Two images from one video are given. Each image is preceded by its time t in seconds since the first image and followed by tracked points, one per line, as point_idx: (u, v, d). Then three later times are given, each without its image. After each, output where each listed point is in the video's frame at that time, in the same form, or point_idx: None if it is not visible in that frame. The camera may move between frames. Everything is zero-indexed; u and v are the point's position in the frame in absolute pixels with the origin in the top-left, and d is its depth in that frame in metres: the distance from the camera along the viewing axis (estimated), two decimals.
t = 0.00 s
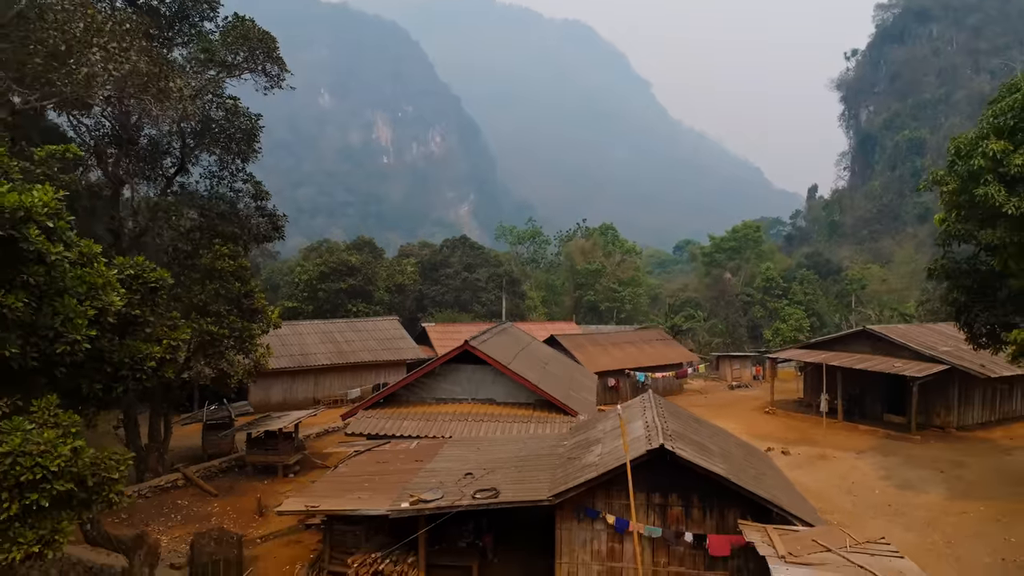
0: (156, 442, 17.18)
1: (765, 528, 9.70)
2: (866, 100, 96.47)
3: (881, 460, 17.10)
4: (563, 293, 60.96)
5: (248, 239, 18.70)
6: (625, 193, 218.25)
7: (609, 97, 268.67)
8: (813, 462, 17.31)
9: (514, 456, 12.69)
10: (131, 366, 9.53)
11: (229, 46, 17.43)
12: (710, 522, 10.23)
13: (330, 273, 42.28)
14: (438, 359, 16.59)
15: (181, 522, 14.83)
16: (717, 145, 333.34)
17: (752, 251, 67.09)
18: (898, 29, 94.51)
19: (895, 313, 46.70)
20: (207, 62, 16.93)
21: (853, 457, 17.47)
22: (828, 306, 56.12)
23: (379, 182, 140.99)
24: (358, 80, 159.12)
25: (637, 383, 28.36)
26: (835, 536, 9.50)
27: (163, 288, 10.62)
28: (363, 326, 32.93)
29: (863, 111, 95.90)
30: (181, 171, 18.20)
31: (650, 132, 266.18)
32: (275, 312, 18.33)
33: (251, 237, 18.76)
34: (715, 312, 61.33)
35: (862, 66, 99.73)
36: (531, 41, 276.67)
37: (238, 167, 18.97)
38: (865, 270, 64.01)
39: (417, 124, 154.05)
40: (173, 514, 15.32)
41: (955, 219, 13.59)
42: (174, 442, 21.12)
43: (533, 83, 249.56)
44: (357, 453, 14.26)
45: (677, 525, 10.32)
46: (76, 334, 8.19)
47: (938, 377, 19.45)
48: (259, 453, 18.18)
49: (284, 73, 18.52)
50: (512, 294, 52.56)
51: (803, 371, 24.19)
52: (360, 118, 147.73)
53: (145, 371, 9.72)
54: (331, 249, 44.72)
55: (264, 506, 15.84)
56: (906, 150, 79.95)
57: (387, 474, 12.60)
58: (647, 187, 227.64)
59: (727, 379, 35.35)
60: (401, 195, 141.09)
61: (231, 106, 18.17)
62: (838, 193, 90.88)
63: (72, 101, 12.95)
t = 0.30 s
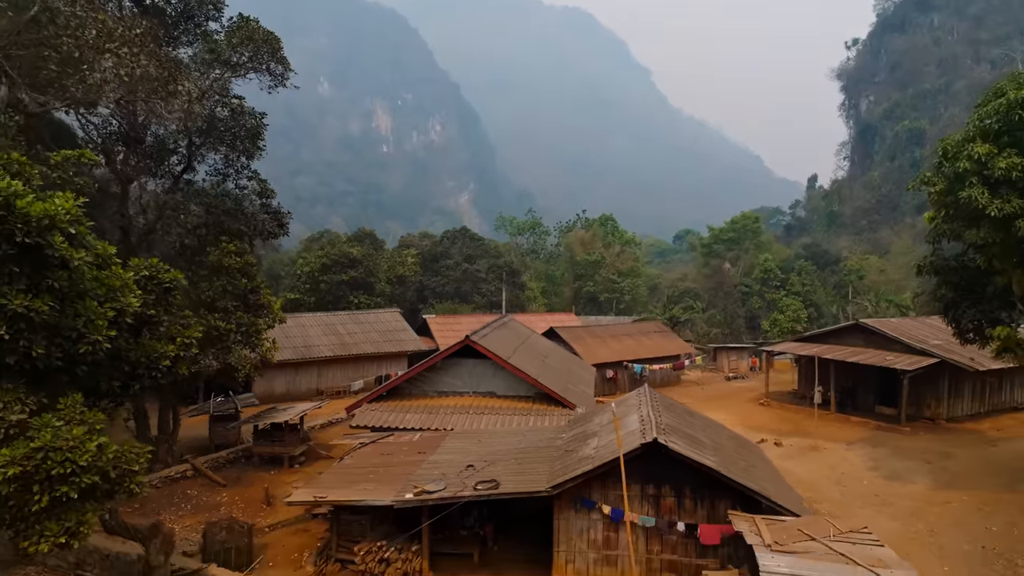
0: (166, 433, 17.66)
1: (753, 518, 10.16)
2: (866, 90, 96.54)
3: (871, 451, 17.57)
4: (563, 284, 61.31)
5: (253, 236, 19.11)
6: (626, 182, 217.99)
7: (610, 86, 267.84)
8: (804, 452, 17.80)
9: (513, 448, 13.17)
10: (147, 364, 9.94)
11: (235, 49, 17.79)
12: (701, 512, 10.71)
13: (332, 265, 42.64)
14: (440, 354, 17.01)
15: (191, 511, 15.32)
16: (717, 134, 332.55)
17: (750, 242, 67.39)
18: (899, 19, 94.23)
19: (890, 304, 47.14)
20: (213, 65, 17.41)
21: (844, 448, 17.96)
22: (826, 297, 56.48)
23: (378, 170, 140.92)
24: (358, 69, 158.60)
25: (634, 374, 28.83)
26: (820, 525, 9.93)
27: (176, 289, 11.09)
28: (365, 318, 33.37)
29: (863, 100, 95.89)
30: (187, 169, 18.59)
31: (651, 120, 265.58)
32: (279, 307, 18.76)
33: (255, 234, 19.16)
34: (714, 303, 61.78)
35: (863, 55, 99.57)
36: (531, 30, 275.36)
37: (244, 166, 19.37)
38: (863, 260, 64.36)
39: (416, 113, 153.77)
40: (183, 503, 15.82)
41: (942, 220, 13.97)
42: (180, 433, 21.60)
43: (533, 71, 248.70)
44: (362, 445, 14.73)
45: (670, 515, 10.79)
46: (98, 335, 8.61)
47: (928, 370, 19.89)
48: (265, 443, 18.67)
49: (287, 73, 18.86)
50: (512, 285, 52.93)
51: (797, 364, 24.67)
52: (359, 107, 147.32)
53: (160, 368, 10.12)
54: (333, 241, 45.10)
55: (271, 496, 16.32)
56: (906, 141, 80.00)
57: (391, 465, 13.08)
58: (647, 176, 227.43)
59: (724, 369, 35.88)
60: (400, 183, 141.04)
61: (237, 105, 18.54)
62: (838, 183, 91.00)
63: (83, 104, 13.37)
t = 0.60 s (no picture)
0: (174, 425, 18.11)
1: (742, 508, 10.61)
2: (866, 79, 96.56)
3: (861, 442, 18.04)
4: (563, 275, 61.65)
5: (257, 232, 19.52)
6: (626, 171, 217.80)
7: (610, 75, 266.98)
8: (797, 444, 18.26)
9: (512, 439, 13.62)
10: (161, 361, 10.34)
11: (240, 49, 18.11)
12: (693, 502, 11.16)
13: (334, 256, 42.99)
14: (441, 347, 17.42)
15: (200, 500, 15.80)
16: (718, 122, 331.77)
17: (748, 233, 67.66)
18: (900, 8, 93.98)
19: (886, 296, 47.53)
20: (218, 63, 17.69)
21: (835, 439, 18.43)
22: (823, 288, 56.87)
23: (378, 159, 140.81)
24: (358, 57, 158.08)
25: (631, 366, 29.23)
26: (806, 515, 10.38)
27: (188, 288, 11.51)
28: (366, 310, 33.77)
29: (864, 90, 95.89)
30: (194, 166, 18.97)
31: (651, 109, 264.90)
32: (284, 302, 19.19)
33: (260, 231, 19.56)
34: (712, 293, 62.20)
35: (863, 44, 99.43)
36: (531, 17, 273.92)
37: (249, 163, 19.73)
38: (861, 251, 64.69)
39: (417, 101, 153.49)
40: (192, 493, 16.31)
41: (929, 219, 14.41)
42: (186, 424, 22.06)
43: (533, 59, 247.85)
44: (366, 437, 15.19)
45: (663, 505, 11.25)
46: (116, 335, 9.02)
47: (919, 363, 20.33)
48: (271, 434, 19.13)
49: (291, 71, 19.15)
50: (512, 276, 53.27)
51: (792, 356, 25.11)
52: (359, 95, 146.94)
53: (174, 365, 10.52)
54: (334, 233, 45.44)
55: (278, 486, 16.80)
56: (906, 131, 80.07)
57: (394, 456, 13.53)
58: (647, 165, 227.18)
59: (721, 361, 36.33)
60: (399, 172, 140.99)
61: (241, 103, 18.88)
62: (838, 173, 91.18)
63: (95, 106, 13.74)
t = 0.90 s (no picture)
0: (182, 417, 18.52)
1: (733, 499, 11.03)
2: (866, 69, 96.58)
3: (853, 433, 18.47)
4: (562, 266, 61.98)
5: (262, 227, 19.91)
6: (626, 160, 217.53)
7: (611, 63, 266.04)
8: (790, 435, 18.70)
9: (513, 432, 14.03)
10: (173, 356, 10.72)
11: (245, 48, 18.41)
12: (686, 493, 11.59)
13: (335, 248, 43.30)
14: (442, 341, 17.82)
15: (209, 490, 16.24)
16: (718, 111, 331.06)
17: (747, 224, 67.93)
18: None
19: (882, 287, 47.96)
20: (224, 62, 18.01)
21: (827, 431, 18.87)
22: (821, 279, 57.29)
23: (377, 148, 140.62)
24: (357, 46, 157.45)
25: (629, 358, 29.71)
26: (795, 505, 10.79)
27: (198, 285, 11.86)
28: (368, 302, 34.18)
29: (864, 80, 95.90)
30: (200, 163, 19.31)
31: (652, 98, 264.25)
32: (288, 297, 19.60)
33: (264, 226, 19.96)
34: (711, 284, 62.64)
35: (864, 34, 99.28)
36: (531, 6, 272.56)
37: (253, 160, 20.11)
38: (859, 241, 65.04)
39: (416, 90, 153.19)
40: (200, 483, 16.75)
41: (919, 217, 14.80)
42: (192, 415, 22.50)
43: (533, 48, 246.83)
44: (370, 429, 15.59)
45: (658, 495, 11.68)
46: (132, 333, 9.39)
47: (911, 356, 20.76)
48: (277, 426, 19.57)
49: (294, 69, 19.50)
50: (512, 267, 53.60)
51: (787, 348, 25.56)
52: (359, 84, 146.43)
53: (186, 360, 10.90)
54: (335, 225, 45.75)
55: (284, 476, 17.24)
56: (905, 121, 80.16)
57: (398, 448, 13.95)
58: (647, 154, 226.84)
59: (718, 352, 36.79)
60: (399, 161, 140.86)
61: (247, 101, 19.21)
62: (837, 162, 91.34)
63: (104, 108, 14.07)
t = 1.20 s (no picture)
0: (189, 410, 18.92)
1: (725, 490, 11.44)
2: (867, 60, 96.47)
3: (845, 426, 18.88)
4: (562, 257, 62.18)
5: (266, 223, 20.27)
6: (625, 150, 217.18)
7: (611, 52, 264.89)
8: (785, 427, 19.10)
9: (512, 425, 14.43)
10: (185, 352, 11.13)
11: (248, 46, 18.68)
12: (680, 484, 12.00)
13: (337, 241, 43.56)
14: (443, 336, 18.19)
15: (217, 481, 16.68)
16: (719, 100, 329.90)
17: (746, 215, 68.09)
18: None
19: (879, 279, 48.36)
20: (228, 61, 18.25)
21: (820, 423, 19.28)
22: (819, 270, 57.62)
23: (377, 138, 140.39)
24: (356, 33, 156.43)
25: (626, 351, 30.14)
26: (784, 496, 11.20)
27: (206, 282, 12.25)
28: (369, 295, 34.54)
29: (864, 70, 95.81)
30: (205, 160, 19.64)
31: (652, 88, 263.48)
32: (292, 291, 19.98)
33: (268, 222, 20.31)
34: (709, 276, 62.98)
35: (864, 24, 99.00)
36: None
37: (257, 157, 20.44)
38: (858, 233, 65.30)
39: (416, 79, 152.75)
40: (208, 474, 17.17)
41: (909, 215, 15.17)
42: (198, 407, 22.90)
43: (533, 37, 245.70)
44: (374, 422, 15.99)
45: (653, 486, 12.08)
46: (147, 332, 9.78)
47: (904, 349, 21.15)
48: (282, 418, 19.98)
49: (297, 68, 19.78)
50: (512, 259, 53.90)
51: (783, 340, 25.96)
52: (358, 73, 145.68)
53: (196, 355, 11.34)
54: (336, 218, 45.97)
55: (290, 467, 17.67)
56: (905, 112, 80.13)
57: (401, 440, 14.35)
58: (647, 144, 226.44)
59: (716, 344, 37.23)
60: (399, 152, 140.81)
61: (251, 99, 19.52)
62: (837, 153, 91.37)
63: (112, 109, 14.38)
